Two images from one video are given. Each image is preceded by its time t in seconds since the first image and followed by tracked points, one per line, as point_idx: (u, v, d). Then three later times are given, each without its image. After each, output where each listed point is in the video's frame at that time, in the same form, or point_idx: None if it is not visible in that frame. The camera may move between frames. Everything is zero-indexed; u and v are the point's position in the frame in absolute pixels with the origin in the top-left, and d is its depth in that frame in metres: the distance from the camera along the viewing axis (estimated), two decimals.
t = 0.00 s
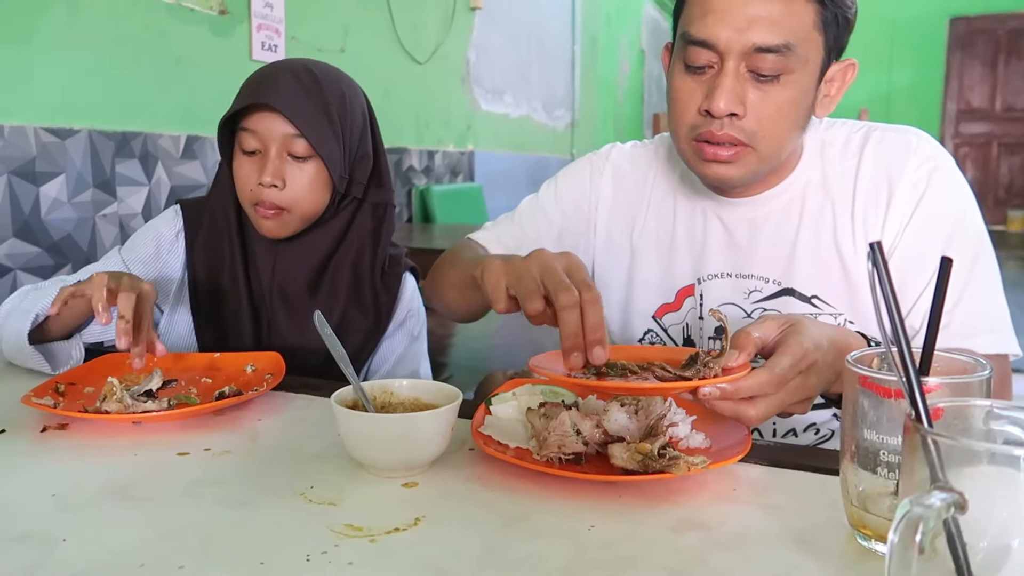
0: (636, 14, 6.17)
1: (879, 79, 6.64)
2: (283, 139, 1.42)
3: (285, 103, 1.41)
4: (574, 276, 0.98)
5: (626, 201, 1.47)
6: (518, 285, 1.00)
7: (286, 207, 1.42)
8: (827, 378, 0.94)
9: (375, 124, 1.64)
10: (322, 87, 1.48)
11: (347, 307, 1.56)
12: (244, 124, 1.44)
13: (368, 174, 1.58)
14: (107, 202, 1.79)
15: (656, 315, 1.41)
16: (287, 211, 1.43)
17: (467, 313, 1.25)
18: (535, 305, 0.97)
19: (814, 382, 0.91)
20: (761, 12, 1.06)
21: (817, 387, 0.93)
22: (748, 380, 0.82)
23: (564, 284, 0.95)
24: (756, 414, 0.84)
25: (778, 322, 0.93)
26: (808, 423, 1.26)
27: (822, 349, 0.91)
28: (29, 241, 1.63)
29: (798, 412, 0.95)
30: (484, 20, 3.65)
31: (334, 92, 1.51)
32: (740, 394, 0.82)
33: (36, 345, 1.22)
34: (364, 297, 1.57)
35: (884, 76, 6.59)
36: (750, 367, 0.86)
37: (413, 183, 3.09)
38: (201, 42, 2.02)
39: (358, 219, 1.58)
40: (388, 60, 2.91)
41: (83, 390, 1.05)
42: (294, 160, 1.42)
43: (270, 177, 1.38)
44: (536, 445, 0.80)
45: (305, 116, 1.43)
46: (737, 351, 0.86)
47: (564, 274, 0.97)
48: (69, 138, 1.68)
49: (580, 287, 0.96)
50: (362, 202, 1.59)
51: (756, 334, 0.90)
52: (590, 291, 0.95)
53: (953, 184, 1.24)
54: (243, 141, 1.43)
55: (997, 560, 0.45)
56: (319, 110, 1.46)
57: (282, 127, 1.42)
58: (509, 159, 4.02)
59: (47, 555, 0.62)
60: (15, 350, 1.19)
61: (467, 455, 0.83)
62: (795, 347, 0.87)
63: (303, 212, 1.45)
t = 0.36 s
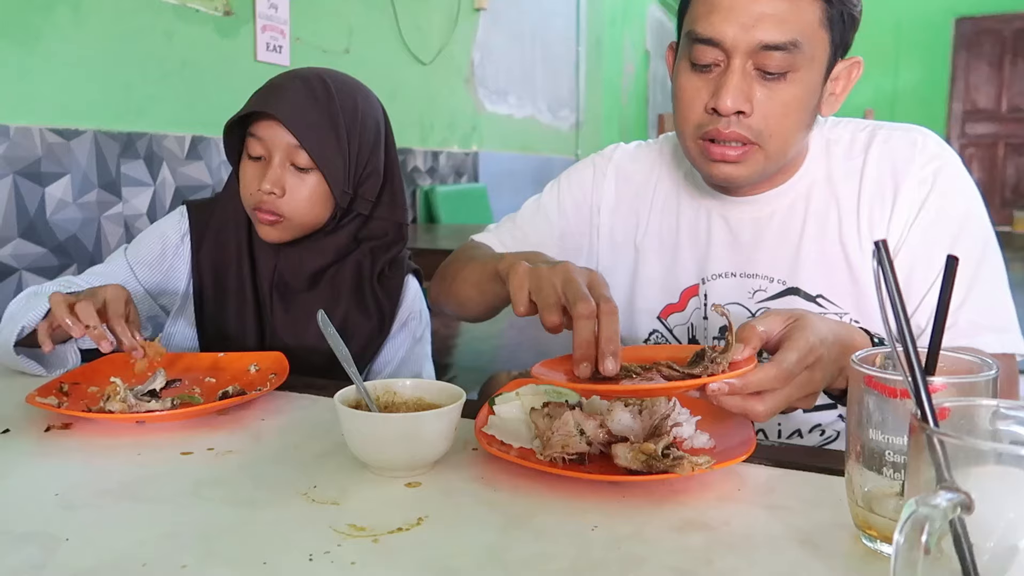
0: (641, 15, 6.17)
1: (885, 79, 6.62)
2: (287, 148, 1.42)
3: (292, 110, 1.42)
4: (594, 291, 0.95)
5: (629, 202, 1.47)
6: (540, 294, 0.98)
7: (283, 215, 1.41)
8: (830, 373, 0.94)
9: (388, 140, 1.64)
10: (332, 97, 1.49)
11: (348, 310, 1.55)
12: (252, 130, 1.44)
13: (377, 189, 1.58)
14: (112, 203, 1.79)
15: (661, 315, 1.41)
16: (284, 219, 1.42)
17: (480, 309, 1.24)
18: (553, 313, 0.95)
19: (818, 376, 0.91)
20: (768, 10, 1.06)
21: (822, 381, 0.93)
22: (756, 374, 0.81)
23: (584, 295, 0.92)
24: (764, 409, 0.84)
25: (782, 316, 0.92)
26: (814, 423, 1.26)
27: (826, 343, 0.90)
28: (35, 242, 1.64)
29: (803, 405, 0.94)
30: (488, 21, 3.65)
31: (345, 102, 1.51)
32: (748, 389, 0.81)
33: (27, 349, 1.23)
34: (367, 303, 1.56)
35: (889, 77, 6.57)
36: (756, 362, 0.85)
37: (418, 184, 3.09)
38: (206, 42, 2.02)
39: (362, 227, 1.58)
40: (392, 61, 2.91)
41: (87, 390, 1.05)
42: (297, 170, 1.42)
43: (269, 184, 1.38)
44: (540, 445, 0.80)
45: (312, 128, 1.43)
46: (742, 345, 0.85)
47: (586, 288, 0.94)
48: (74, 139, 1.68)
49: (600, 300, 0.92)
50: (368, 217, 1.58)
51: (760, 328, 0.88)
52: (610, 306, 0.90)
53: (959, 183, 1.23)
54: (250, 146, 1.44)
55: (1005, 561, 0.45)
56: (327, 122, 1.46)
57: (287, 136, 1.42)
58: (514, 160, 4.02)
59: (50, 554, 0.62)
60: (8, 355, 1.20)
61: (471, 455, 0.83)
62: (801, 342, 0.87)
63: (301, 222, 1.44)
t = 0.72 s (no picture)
0: (646, 14, 6.16)
1: (890, 79, 6.59)
2: (295, 144, 1.42)
3: (302, 108, 1.42)
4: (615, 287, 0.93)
5: (636, 202, 1.47)
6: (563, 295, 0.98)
7: (287, 212, 1.41)
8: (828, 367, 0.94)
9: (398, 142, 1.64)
10: (342, 98, 1.49)
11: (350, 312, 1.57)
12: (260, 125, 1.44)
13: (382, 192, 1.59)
14: (118, 203, 1.80)
15: (666, 314, 1.41)
16: (288, 217, 1.42)
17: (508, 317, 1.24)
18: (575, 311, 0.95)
19: (817, 367, 0.90)
20: (774, 9, 1.06)
21: (821, 373, 0.93)
22: (757, 368, 0.81)
23: (602, 291, 0.92)
24: (765, 402, 0.84)
25: (778, 310, 0.92)
26: (818, 423, 1.25)
27: (822, 336, 0.91)
28: (41, 241, 1.64)
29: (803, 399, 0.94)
30: (493, 21, 3.66)
31: (355, 104, 1.52)
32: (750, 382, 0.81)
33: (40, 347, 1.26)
34: (369, 305, 1.58)
35: (895, 76, 6.55)
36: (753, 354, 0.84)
37: (422, 184, 3.09)
38: (211, 43, 2.03)
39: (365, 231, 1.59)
40: (397, 61, 2.92)
41: (93, 388, 1.05)
42: (303, 167, 1.42)
43: (275, 179, 1.38)
44: (543, 445, 0.80)
45: (320, 126, 1.43)
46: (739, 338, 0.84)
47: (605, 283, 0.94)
48: (80, 139, 1.69)
49: (617, 295, 0.92)
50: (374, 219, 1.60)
51: (757, 322, 0.88)
52: (626, 300, 0.91)
53: (962, 181, 1.23)
54: (256, 142, 1.44)
55: (1006, 560, 0.45)
56: (336, 121, 1.47)
57: (294, 132, 1.42)
58: (519, 160, 4.02)
59: (55, 552, 0.62)
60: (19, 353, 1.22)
61: (474, 455, 0.83)
62: (798, 335, 0.87)
63: (305, 220, 1.44)
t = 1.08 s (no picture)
0: (650, 16, 6.16)
1: (895, 79, 6.58)
2: (278, 155, 1.41)
3: (284, 120, 1.41)
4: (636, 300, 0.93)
5: (642, 203, 1.47)
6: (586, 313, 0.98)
7: (268, 224, 1.40)
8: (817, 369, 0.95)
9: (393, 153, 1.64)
10: (328, 111, 1.49)
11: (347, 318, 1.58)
12: (247, 134, 1.44)
13: (371, 207, 1.57)
14: (123, 204, 1.81)
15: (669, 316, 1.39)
16: (269, 229, 1.41)
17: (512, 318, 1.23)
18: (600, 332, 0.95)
19: (808, 366, 0.90)
20: (784, 13, 1.06)
21: (813, 374, 0.93)
22: (749, 368, 0.81)
23: (624, 306, 0.93)
24: (760, 403, 0.84)
25: (768, 310, 0.92)
26: (821, 425, 1.25)
27: (814, 335, 0.91)
28: (46, 242, 1.65)
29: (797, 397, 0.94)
30: (497, 23, 3.66)
31: (343, 116, 1.51)
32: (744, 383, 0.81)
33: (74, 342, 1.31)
34: (364, 315, 1.58)
35: (900, 77, 6.52)
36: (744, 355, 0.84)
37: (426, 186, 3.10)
38: (216, 45, 2.04)
39: (356, 245, 1.58)
40: (401, 62, 2.92)
41: (97, 389, 1.06)
42: (286, 179, 1.41)
43: (255, 191, 1.37)
44: (544, 446, 0.80)
45: (304, 138, 1.43)
46: (729, 340, 0.84)
47: (624, 296, 0.94)
48: (86, 141, 1.70)
49: (639, 308, 0.92)
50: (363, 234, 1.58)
51: (748, 323, 0.89)
52: (649, 312, 0.91)
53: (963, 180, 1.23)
54: (243, 150, 1.44)
55: (1005, 562, 0.45)
56: (322, 133, 1.47)
57: (278, 144, 1.41)
58: (523, 161, 4.03)
59: (60, 551, 0.63)
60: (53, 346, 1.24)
61: (476, 456, 0.83)
62: (789, 335, 0.87)
63: (286, 234, 1.42)
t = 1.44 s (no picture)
0: (652, 18, 6.16)
1: (898, 81, 6.57)
2: (273, 157, 1.41)
3: (277, 120, 1.41)
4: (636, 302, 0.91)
5: (647, 201, 1.47)
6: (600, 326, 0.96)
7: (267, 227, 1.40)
8: (817, 369, 0.95)
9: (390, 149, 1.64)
10: (322, 111, 1.49)
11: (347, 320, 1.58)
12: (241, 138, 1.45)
13: (369, 205, 1.57)
14: (125, 205, 1.81)
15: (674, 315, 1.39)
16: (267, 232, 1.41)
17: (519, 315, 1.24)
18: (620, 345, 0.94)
19: (805, 367, 0.90)
20: (793, 8, 1.05)
21: (809, 375, 0.93)
22: (741, 375, 0.81)
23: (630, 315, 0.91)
24: (753, 407, 0.84)
25: (766, 311, 0.92)
26: (824, 426, 1.25)
27: (812, 335, 0.90)
28: (49, 243, 1.66)
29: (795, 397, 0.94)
30: (499, 25, 3.67)
31: (338, 116, 1.52)
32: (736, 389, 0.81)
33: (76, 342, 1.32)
34: (364, 314, 1.59)
35: (902, 79, 6.51)
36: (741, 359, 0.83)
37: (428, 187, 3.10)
38: (218, 46, 2.04)
39: (353, 244, 1.58)
40: (403, 63, 2.92)
41: (100, 389, 1.06)
42: (282, 180, 1.42)
43: (253, 195, 1.38)
44: (546, 446, 0.80)
45: (299, 139, 1.43)
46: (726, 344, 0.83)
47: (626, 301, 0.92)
48: (88, 142, 1.70)
49: (643, 312, 0.90)
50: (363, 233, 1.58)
51: (745, 325, 0.89)
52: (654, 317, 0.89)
53: (966, 177, 1.23)
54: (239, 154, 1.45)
55: (1009, 562, 0.45)
56: (316, 133, 1.47)
57: (273, 145, 1.41)
58: (525, 163, 4.03)
59: (62, 550, 0.63)
60: (55, 348, 1.24)
61: (478, 456, 0.83)
62: (784, 337, 0.86)
63: (285, 235, 1.43)
